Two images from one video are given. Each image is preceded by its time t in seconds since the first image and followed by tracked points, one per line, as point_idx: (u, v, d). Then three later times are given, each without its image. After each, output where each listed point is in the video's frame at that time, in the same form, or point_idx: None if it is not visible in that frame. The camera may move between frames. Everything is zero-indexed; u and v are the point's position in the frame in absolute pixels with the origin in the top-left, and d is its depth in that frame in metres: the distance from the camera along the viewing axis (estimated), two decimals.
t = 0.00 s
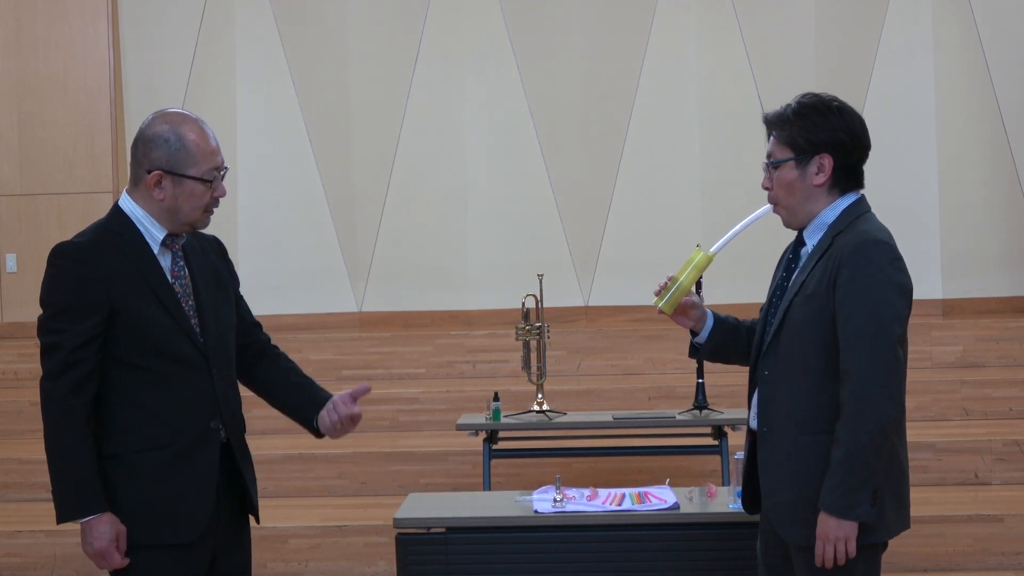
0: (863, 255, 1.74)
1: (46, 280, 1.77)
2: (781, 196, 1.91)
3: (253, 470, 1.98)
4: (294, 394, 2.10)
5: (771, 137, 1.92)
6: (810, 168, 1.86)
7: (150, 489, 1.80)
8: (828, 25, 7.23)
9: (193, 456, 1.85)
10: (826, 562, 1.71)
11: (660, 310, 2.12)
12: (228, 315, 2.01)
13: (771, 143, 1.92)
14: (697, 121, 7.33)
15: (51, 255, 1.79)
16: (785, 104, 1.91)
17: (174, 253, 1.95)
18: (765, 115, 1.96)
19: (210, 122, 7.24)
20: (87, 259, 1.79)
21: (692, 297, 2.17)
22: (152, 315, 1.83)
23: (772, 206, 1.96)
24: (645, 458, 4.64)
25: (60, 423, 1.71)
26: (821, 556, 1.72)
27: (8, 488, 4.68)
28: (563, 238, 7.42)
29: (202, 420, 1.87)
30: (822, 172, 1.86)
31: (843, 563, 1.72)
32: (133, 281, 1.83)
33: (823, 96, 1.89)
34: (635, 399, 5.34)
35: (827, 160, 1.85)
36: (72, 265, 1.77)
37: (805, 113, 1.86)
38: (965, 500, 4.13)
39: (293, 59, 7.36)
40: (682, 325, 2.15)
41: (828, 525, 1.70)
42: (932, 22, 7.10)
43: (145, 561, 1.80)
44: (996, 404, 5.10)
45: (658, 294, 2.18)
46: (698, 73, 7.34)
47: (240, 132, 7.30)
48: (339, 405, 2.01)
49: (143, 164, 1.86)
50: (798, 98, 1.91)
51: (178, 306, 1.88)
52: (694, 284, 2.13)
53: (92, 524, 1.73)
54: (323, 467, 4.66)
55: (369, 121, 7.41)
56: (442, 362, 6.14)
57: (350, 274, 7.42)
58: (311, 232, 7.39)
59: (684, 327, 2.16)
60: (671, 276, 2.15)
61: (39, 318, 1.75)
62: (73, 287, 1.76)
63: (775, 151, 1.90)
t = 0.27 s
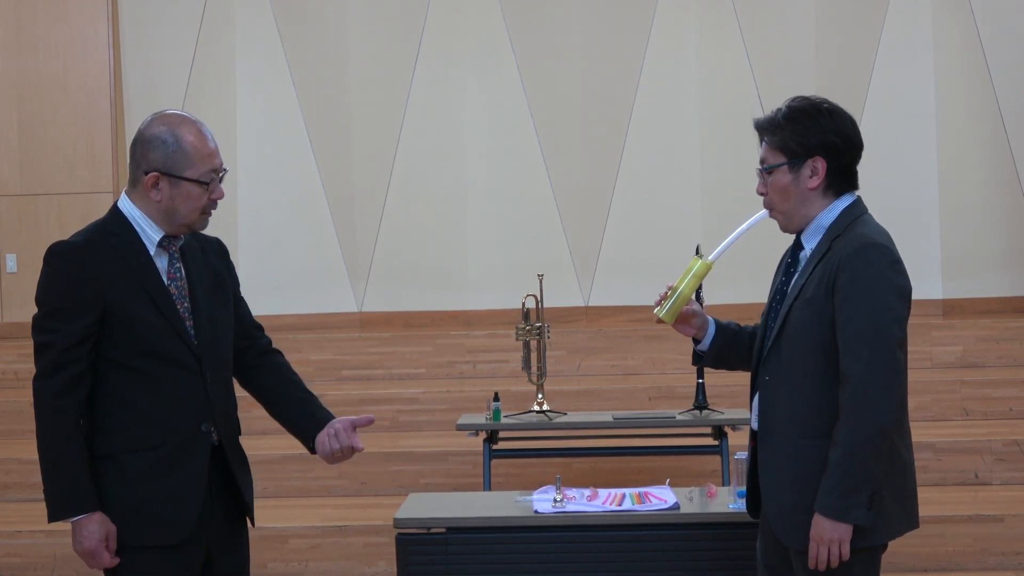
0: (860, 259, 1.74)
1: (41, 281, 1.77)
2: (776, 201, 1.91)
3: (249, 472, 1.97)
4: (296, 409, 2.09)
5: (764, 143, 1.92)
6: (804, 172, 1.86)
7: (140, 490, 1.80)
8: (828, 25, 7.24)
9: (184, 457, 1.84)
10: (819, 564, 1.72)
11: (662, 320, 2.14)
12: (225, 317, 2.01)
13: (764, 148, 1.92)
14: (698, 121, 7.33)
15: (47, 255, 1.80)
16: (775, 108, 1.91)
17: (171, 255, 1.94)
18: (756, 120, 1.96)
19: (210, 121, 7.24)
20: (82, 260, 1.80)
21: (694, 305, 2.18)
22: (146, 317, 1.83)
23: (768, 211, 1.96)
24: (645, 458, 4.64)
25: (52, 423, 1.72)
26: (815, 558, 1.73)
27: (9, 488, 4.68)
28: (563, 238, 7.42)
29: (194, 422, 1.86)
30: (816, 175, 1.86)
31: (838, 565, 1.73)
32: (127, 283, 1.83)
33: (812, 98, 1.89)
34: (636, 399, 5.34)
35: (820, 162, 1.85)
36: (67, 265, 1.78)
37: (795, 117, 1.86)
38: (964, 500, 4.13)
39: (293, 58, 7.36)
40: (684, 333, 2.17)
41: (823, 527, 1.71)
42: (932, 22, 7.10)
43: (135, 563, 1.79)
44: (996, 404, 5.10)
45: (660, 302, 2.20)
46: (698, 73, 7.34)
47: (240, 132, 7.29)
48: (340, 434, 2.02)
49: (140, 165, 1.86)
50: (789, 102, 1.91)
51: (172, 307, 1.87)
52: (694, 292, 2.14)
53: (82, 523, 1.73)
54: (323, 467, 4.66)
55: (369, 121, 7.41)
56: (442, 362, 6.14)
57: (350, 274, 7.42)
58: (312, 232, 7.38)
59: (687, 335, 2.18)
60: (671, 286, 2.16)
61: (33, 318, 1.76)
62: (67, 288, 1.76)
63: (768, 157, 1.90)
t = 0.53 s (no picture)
0: (857, 263, 1.74)
1: (38, 283, 1.78)
2: (771, 206, 1.91)
3: (246, 475, 1.96)
4: (298, 413, 2.09)
5: (755, 149, 1.92)
6: (797, 176, 1.86)
7: (134, 492, 1.79)
8: (828, 25, 7.24)
9: (177, 460, 1.83)
10: (824, 566, 1.71)
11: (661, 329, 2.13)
12: (224, 320, 2.00)
13: (756, 155, 1.92)
14: (698, 121, 7.33)
15: (43, 258, 1.81)
16: (765, 114, 1.91)
17: (168, 258, 1.94)
18: (747, 127, 1.97)
19: (210, 122, 7.23)
20: (78, 262, 1.80)
21: (695, 313, 2.16)
22: (142, 319, 1.83)
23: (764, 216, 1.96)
24: (645, 458, 4.64)
25: (46, 424, 1.72)
26: (820, 561, 1.72)
27: (9, 489, 4.68)
28: (563, 239, 7.42)
29: (188, 424, 1.85)
30: (810, 179, 1.86)
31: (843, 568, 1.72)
32: (122, 285, 1.83)
33: (801, 102, 1.89)
34: (636, 399, 5.34)
35: (813, 166, 1.85)
36: (63, 267, 1.78)
37: (786, 121, 1.86)
38: (964, 501, 4.13)
39: (293, 58, 7.36)
40: (687, 342, 2.15)
41: (827, 530, 1.70)
42: (932, 21, 7.10)
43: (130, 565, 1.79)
44: (996, 404, 5.10)
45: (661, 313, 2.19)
46: (698, 73, 7.34)
47: (240, 132, 7.29)
48: (342, 438, 2.01)
49: (138, 168, 1.87)
50: (778, 107, 1.91)
51: (167, 310, 1.87)
52: (693, 300, 2.12)
53: (74, 524, 1.73)
54: (323, 467, 4.66)
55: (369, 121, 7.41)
56: (442, 362, 6.14)
57: (349, 274, 7.42)
58: (312, 232, 7.38)
59: (690, 344, 2.16)
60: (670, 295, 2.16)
61: (29, 320, 1.76)
62: (62, 290, 1.77)
63: (761, 163, 1.90)
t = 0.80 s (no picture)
0: (855, 267, 1.75)
1: (36, 287, 1.78)
2: (765, 212, 1.91)
3: (247, 477, 1.96)
4: (303, 412, 2.09)
5: (746, 156, 1.92)
6: (790, 181, 1.86)
7: (133, 495, 1.79)
8: (828, 25, 7.24)
9: (175, 462, 1.83)
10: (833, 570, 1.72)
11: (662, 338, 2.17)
12: (223, 323, 2.00)
13: (747, 162, 1.92)
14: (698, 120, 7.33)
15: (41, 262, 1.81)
16: (754, 121, 1.91)
17: (166, 261, 1.94)
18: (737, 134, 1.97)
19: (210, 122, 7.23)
20: (76, 266, 1.80)
21: (697, 321, 2.18)
22: (139, 323, 1.83)
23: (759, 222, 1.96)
24: (645, 458, 4.64)
25: (44, 427, 1.72)
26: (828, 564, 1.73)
27: (9, 488, 4.68)
28: (563, 239, 7.43)
29: (186, 427, 1.85)
30: (802, 183, 1.86)
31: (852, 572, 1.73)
32: (120, 288, 1.84)
33: (789, 108, 1.89)
34: (636, 399, 5.35)
35: (805, 170, 1.85)
36: (60, 271, 1.78)
37: (775, 127, 1.86)
38: (964, 501, 4.13)
39: (293, 58, 7.36)
40: (689, 349, 2.17)
41: (835, 533, 1.71)
42: (931, 21, 7.10)
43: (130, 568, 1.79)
44: (996, 404, 5.10)
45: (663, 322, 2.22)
46: (698, 73, 7.34)
47: (240, 133, 7.29)
48: (348, 439, 2.02)
49: (135, 171, 1.87)
50: (767, 114, 1.92)
51: (165, 312, 1.87)
52: (691, 309, 2.13)
53: (73, 527, 1.74)
54: (323, 467, 4.66)
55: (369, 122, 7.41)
56: (442, 362, 6.14)
57: (349, 274, 7.42)
58: (311, 231, 7.38)
59: (692, 351, 2.18)
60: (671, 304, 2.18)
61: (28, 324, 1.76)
62: (61, 293, 1.77)
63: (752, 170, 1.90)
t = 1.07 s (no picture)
0: (847, 270, 1.75)
1: (36, 291, 1.78)
2: (753, 220, 1.91)
3: (249, 478, 1.96)
4: (308, 412, 2.09)
5: (731, 165, 1.92)
6: (776, 189, 1.86)
7: (135, 497, 1.79)
8: (828, 24, 7.24)
9: (177, 465, 1.83)
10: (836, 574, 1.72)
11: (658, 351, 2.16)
12: (223, 325, 2.00)
13: (733, 171, 1.92)
14: (698, 120, 7.33)
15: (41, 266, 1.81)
16: (738, 130, 1.91)
17: (166, 263, 1.94)
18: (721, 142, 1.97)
19: (210, 122, 7.23)
20: (75, 270, 1.80)
21: (690, 330, 2.18)
22: (139, 326, 1.83)
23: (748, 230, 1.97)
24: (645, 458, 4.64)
25: (45, 430, 1.72)
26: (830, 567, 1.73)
27: (9, 488, 4.68)
28: (563, 239, 7.43)
29: (186, 429, 1.85)
30: (789, 190, 1.86)
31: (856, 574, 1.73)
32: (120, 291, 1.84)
33: (771, 114, 1.89)
34: (636, 399, 5.35)
35: (791, 177, 1.85)
36: (60, 275, 1.78)
37: (759, 135, 1.86)
38: (964, 501, 4.13)
39: (293, 58, 7.36)
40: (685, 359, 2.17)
41: (837, 536, 1.71)
42: (931, 21, 7.09)
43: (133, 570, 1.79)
44: (996, 404, 5.10)
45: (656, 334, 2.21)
46: (698, 73, 7.34)
47: (240, 133, 7.28)
48: (359, 439, 2.03)
49: (133, 174, 1.87)
50: (750, 121, 1.91)
51: (165, 315, 1.87)
52: (686, 318, 2.13)
53: (76, 531, 1.73)
54: (323, 467, 4.66)
55: (369, 121, 7.41)
56: (442, 362, 6.14)
57: (349, 274, 7.42)
58: (311, 231, 7.38)
59: (688, 361, 2.18)
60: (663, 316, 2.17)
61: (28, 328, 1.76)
62: (61, 296, 1.77)
63: (739, 179, 1.90)
